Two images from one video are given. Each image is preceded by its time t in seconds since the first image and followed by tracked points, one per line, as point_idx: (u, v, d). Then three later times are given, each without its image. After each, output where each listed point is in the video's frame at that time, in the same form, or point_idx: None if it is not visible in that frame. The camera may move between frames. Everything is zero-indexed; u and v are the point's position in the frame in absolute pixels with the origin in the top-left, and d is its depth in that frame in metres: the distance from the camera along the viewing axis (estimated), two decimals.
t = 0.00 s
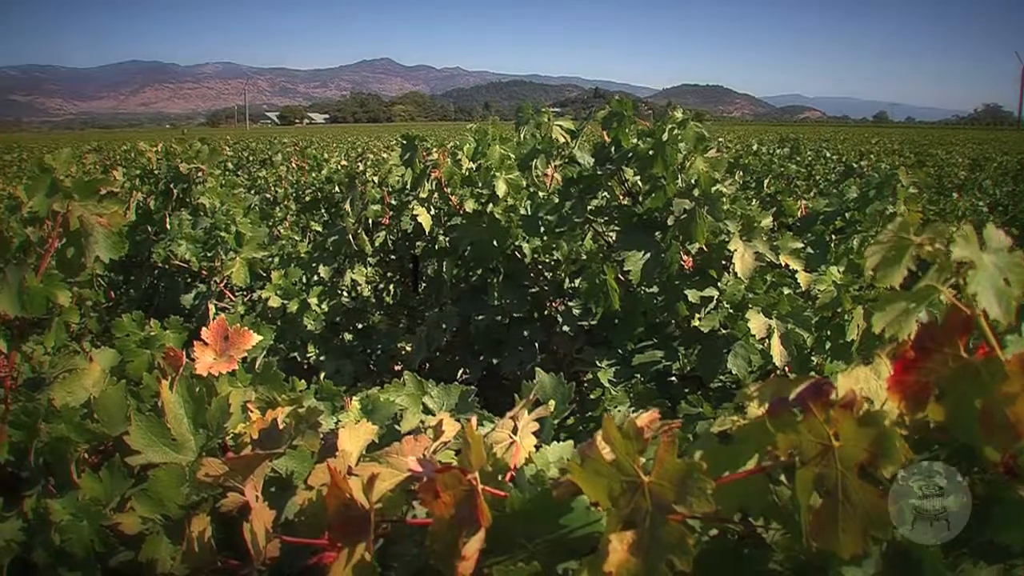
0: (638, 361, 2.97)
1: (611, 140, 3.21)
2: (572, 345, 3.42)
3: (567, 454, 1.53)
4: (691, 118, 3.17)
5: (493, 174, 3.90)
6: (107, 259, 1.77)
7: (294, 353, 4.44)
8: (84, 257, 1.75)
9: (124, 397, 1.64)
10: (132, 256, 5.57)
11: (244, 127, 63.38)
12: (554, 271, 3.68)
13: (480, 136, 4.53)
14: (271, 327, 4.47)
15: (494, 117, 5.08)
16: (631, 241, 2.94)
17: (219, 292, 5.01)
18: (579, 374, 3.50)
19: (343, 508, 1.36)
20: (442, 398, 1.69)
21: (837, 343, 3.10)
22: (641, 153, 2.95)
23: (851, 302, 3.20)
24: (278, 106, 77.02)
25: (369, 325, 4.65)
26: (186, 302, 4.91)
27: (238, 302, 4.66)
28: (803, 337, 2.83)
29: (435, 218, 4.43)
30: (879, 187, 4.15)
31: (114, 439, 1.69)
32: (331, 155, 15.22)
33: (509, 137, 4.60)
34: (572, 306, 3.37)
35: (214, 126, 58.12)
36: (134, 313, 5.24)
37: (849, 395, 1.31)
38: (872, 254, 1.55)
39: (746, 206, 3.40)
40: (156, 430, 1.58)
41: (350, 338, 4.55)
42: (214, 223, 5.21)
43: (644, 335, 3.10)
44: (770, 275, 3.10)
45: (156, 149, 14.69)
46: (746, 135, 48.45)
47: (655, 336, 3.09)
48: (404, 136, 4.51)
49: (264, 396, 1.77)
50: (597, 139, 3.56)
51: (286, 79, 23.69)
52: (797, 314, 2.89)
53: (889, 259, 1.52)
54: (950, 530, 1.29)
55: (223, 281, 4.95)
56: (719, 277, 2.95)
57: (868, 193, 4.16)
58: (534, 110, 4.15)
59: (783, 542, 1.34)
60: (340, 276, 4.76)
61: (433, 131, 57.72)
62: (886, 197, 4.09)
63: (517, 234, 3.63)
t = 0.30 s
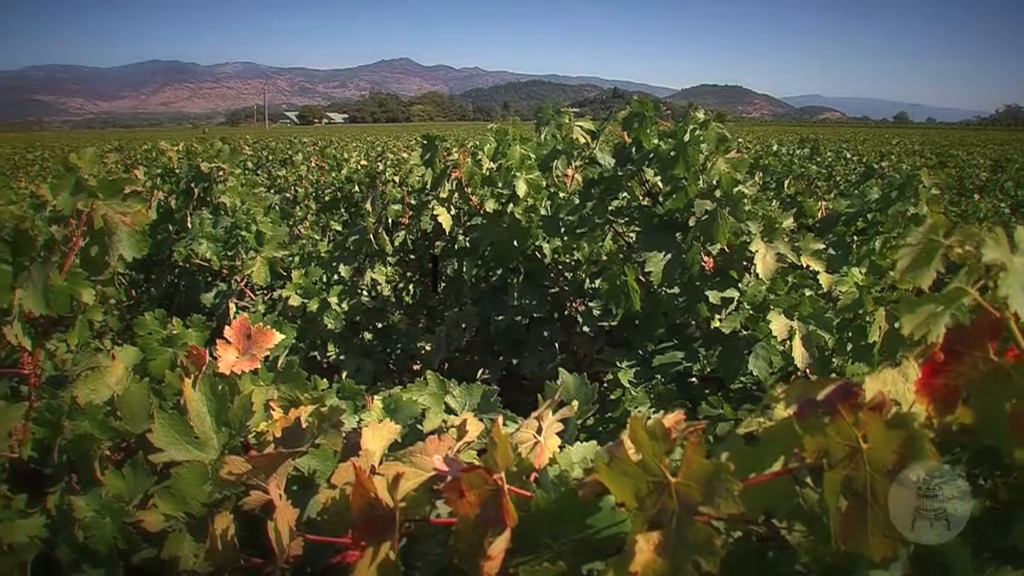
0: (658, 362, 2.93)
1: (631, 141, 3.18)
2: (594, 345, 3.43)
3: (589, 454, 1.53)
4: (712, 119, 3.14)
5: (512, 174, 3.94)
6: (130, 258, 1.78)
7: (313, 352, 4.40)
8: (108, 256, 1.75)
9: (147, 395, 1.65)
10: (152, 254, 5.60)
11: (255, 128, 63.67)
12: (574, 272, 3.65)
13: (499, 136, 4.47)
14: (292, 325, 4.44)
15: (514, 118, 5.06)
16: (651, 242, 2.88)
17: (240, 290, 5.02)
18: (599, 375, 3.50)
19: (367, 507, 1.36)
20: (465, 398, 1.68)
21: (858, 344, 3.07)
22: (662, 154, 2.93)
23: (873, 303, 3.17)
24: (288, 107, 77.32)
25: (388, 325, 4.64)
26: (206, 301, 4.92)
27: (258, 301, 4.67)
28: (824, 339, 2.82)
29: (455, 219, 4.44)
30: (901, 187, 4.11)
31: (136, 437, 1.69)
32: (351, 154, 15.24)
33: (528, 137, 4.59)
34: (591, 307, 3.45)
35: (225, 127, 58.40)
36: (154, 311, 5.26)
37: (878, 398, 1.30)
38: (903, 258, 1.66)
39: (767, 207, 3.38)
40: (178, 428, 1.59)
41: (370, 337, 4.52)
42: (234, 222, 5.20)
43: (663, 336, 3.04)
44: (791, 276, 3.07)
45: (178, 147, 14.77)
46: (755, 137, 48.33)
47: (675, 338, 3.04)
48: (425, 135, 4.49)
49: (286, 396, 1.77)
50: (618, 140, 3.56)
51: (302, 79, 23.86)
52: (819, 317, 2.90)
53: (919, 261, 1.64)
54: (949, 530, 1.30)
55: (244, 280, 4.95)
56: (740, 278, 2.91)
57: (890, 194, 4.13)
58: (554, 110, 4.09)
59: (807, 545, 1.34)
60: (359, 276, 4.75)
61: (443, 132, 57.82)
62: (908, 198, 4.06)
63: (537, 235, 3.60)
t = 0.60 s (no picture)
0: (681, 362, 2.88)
1: (655, 141, 3.14)
2: (615, 346, 3.41)
3: (614, 454, 1.52)
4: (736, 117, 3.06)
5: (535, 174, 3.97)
6: (156, 257, 1.75)
7: (335, 352, 4.32)
8: (134, 255, 1.73)
9: (173, 393, 1.66)
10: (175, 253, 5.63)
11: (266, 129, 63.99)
12: (596, 272, 3.63)
13: (523, 136, 4.55)
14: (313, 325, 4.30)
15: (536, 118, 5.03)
16: (674, 243, 2.80)
17: (263, 289, 4.80)
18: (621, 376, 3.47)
19: (394, 506, 1.36)
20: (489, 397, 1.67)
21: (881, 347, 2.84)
22: (685, 154, 2.88)
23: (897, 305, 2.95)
24: (299, 109, 77.66)
25: (411, 325, 4.55)
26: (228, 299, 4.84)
27: (280, 299, 4.67)
28: (848, 341, 2.64)
29: (477, 218, 4.44)
30: (925, 188, 4.07)
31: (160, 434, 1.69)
32: (373, 153, 15.25)
33: (551, 138, 4.57)
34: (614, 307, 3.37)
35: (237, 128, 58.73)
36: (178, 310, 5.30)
37: (909, 398, 1.29)
38: (935, 258, 1.66)
39: (791, 208, 3.33)
40: (202, 426, 1.59)
41: (391, 336, 4.46)
42: (256, 221, 4.99)
43: (686, 337, 3.03)
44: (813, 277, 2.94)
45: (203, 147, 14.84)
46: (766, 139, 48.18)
47: (697, 339, 3.01)
48: (448, 136, 4.52)
49: (310, 395, 1.77)
50: (641, 140, 3.52)
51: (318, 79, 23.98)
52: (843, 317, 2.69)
53: (951, 264, 1.64)
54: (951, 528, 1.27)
55: (265, 279, 4.79)
56: (762, 279, 2.82)
57: (914, 196, 4.07)
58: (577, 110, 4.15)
59: (832, 546, 1.33)
60: (381, 275, 4.74)
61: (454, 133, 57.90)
62: (931, 199, 4.01)
63: (560, 235, 3.57)
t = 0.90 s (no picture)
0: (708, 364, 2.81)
1: (681, 141, 3.07)
2: (641, 347, 3.34)
3: (644, 456, 1.51)
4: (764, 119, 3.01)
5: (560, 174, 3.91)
6: (184, 255, 1.76)
7: (360, 351, 4.33)
8: (162, 253, 1.74)
9: (201, 390, 1.66)
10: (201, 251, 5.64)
11: (279, 130, 64.27)
12: (622, 273, 3.58)
13: (549, 135, 4.38)
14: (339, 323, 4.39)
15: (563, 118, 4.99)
16: (701, 243, 2.77)
17: (287, 288, 4.84)
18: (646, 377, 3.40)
19: (425, 505, 1.36)
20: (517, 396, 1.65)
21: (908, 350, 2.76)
22: (711, 155, 2.84)
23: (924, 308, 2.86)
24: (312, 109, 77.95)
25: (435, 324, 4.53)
26: (254, 298, 4.85)
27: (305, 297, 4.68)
28: (875, 344, 2.63)
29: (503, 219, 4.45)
30: (955, 190, 4.00)
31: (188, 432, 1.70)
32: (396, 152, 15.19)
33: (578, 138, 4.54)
34: (639, 308, 3.34)
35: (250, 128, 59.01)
36: (204, 308, 5.33)
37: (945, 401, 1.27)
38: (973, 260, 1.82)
39: (818, 209, 3.30)
40: (231, 424, 1.59)
41: (416, 336, 4.46)
42: (282, 220, 5.02)
43: (712, 338, 2.96)
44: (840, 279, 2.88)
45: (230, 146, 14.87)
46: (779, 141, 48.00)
47: (724, 340, 2.94)
48: (474, 136, 4.52)
49: (338, 393, 1.77)
50: (668, 141, 3.49)
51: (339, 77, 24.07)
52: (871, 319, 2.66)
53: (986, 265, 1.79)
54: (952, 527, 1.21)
55: (291, 279, 4.83)
56: (789, 280, 2.75)
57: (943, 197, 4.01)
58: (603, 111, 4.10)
59: (863, 548, 1.32)
60: (406, 274, 4.74)
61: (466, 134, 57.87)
62: (961, 200, 3.95)
63: (586, 236, 3.52)
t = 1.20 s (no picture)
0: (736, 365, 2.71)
1: (712, 141, 3.02)
2: (669, 347, 3.30)
3: (677, 457, 1.50)
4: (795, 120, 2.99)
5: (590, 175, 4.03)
6: (216, 253, 1.79)
7: (387, 349, 4.33)
8: (195, 251, 1.76)
9: (232, 388, 1.66)
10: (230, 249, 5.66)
11: (293, 130, 64.52)
12: (651, 274, 3.55)
13: (579, 137, 4.52)
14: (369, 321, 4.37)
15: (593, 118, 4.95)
16: (730, 244, 2.74)
17: (316, 287, 4.78)
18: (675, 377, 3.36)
19: (459, 505, 1.36)
20: (548, 397, 1.66)
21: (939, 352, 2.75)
22: (742, 155, 2.81)
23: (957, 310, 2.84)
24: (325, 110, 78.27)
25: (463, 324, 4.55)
26: (282, 296, 4.85)
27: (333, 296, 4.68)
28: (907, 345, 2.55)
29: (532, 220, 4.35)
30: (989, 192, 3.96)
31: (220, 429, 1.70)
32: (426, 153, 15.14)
33: (607, 139, 4.52)
34: (670, 308, 3.33)
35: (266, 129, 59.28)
36: (233, 306, 5.34)
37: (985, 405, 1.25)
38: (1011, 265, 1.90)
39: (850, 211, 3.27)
40: (262, 422, 1.59)
41: (444, 335, 4.45)
42: (312, 218, 5.00)
43: (741, 339, 2.93)
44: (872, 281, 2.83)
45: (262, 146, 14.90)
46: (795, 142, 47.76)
47: (752, 341, 2.92)
48: (504, 135, 4.50)
49: (368, 392, 1.77)
50: (698, 142, 3.46)
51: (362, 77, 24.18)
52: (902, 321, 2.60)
53: None
54: (951, 528, 1.21)
55: (319, 278, 4.80)
56: (819, 282, 2.73)
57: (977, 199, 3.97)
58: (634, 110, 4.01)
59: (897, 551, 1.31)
60: (434, 273, 4.72)
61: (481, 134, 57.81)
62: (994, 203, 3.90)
63: (615, 236, 3.56)
